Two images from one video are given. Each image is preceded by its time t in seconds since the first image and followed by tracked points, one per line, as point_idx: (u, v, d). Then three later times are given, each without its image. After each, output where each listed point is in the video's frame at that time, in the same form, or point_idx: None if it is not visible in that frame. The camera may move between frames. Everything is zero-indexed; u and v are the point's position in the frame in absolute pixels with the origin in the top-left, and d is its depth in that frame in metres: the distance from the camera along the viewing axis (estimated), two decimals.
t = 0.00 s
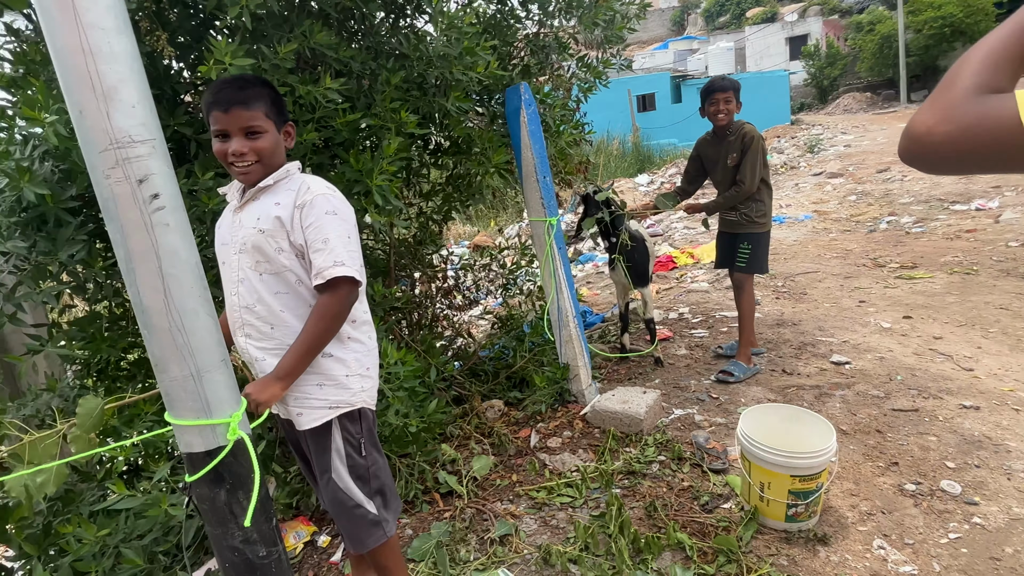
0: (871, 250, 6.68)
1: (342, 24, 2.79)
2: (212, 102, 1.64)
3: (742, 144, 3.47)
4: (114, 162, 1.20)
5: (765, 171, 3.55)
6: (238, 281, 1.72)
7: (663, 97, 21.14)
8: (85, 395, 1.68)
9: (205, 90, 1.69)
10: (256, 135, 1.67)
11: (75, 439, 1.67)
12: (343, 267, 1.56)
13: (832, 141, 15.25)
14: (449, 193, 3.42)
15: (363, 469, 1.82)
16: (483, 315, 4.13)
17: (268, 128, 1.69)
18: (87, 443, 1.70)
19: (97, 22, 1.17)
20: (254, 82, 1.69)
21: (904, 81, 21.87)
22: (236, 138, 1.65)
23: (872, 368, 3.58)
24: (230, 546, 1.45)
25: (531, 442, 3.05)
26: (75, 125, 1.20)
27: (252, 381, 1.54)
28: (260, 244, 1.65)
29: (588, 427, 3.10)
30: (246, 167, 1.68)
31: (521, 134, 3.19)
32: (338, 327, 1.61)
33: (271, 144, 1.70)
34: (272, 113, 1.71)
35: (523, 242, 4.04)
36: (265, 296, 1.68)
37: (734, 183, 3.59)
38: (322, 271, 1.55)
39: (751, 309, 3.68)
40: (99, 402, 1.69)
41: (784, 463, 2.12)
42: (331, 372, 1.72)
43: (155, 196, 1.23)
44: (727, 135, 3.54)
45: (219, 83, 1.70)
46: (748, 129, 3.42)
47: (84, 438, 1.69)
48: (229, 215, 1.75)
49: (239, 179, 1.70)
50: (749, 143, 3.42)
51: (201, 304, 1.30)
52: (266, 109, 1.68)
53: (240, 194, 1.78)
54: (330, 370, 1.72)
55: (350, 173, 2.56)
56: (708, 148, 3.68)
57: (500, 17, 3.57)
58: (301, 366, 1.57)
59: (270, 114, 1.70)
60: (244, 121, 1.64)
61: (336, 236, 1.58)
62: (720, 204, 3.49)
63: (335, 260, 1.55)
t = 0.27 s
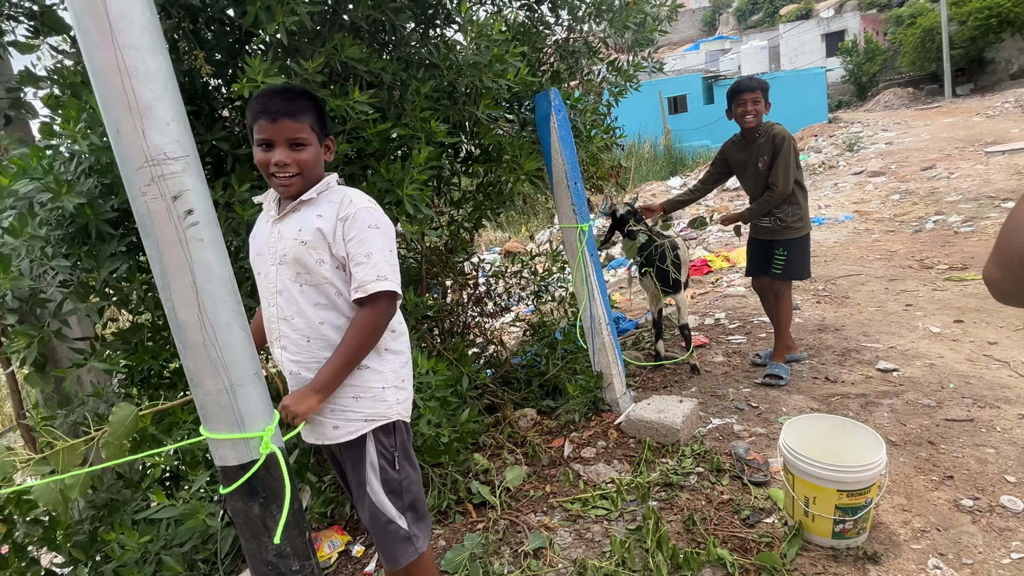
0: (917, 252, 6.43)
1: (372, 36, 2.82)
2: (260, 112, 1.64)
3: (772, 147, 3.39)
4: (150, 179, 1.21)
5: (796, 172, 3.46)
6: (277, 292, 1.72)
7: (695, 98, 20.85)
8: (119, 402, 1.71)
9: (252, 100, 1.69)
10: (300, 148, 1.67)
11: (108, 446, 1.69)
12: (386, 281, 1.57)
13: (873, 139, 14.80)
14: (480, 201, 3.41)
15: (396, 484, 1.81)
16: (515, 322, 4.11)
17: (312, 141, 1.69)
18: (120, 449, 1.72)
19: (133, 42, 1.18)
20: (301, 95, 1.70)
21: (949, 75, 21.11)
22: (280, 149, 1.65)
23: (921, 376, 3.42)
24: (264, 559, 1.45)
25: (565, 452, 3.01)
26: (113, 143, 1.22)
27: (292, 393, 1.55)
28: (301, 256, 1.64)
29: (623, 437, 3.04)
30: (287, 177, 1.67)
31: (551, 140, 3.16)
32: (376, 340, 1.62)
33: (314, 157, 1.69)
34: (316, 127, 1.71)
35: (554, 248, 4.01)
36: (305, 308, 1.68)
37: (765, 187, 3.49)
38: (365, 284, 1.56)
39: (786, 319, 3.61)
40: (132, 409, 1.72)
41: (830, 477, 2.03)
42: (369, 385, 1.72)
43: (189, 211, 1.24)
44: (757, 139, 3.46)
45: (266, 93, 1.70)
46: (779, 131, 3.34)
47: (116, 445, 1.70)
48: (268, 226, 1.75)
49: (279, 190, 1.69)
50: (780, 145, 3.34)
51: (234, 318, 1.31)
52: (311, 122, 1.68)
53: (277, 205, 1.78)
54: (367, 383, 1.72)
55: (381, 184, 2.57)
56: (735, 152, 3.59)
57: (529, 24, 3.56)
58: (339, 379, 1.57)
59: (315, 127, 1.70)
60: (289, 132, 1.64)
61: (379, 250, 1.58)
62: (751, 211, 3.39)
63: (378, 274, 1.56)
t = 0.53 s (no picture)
0: (939, 257, 6.30)
1: (382, 57, 2.89)
2: (258, 143, 1.66)
3: (772, 158, 3.37)
4: (149, 212, 1.24)
5: (799, 181, 3.43)
6: (282, 317, 1.74)
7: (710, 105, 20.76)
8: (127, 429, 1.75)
9: (251, 130, 1.72)
10: (298, 176, 1.69)
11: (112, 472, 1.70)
12: (386, 300, 1.57)
13: (893, 142, 14.58)
14: (488, 217, 3.41)
15: (402, 505, 1.82)
16: (526, 335, 4.10)
17: (310, 168, 1.71)
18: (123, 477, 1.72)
19: (132, 79, 1.21)
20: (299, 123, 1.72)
21: (970, 75, 20.77)
22: (279, 177, 1.68)
23: (942, 387, 3.34)
24: None
25: (575, 468, 2.99)
26: (114, 177, 1.25)
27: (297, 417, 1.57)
28: (304, 281, 1.66)
29: (634, 452, 3.01)
30: (288, 206, 1.69)
31: (557, 155, 3.16)
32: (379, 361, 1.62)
33: (313, 184, 1.72)
34: (314, 153, 1.73)
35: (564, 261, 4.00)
36: (309, 331, 1.70)
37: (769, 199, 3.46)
38: (367, 305, 1.57)
39: (800, 330, 3.54)
40: (140, 437, 1.76)
41: (843, 495, 1.99)
42: (373, 407, 1.72)
43: (188, 242, 1.27)
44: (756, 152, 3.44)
45: (265, 124, 1.73)
46: (777, 143, 3.33)
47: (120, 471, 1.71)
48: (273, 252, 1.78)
49: (281, 218, 1.72)
50: (780, 156, 3.32)
51: (233, 345, 1.33)
52: (309, 150, 1.70)
53: (281, 231, 1.81)
54: (373, 405, 1.72)
55: (386, 204, 2.59)
56: (735, 166, 3.57)
57: (536, 40, 3.57)
58: (342, 401, 1.58)
59: (313, 154, 1.72)
60: (287, 162, 1.67)
61: (379, 271, 1.59)
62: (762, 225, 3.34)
63: (378, 294, 1.57)
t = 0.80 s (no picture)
0: (942, 261, 6.30)
1: (383, 71, 2.90)
2: (262, 159, 1.68)
3: (756, 167, 3.41)
4: (154, 229, 1.25)
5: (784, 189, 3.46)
6: (290, 331, 1.76)
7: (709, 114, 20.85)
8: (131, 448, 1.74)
9: (255, 145, 1.74)
10: (303, 190, 1.71)
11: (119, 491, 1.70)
12: (396, 313, 1.58)
13: (892, 147, 14.61)
14: (489, 229, 3.43)
15: (411, 519, 1.82)
16: (529, 346, 4.10)
17: (315, 182, 1.73)
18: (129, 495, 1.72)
19: (137, 98, 1.23)
20: (302, 138, 1.74)
21: (968, 80, 20.85)
22: (285, 193, 1.70)
23: (946, 391, 3.34)
24: None
25: (580, 478, 2.99)
26: (119, 195, 1.26)
27: (306, 430, 1.58)
28: (314, 294, 1.67)
29: (638, 461, 3.00)
30: (293, 220, 1.71)
31: (557, 166, 3.19)
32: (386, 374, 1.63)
33: (318, 198, 1.73)
34: (318, 167, 1.75)
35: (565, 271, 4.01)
36: (318, 345, 1.71)
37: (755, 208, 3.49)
38: (376, 317, 1.57)
39: (796, 334, 3.55)
40: (144, 455, 1.75)
41: (847, 502, 1.98)
42: (382, 420, 1.73)
43: (192, 257, 1.28)
44: (739, 162, 3.48)
45: (268, 139, 1.75)
46: (759, 152, 3.38)
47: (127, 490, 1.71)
48: (280, 268, 1.79)
49: (286, 233, 1.73)
50: (763, 165, 3.36)
51: (237, 359, 1.34)
52: (313, 164, 1.72)
53: (287, 247, 1.83)
54: (383, 418, 1.72)
55: (387, 217, 2.61)
56: (718, 178, 3.62)
57: (535, 53, 3.61)
58: (351, 414, 1.59)
59: (317, 169, 1.74)
60: (293, 176, 1.68)
61: (388, 282, 1.60)
62: (753, 233, 3.36)
63: (387, 307, 1.58)
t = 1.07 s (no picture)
0: (919, 267, 6.42)
1: (367, 83, 2.91)
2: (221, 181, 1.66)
3: (725, 176, 3.49)
4: (138, 242, 1.25)
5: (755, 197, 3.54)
6: (282, 347, 1.75)
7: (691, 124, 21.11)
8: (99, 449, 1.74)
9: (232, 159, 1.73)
10: (252, 212, 1.66)
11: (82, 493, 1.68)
12: (388, 334, 1.58)
13: (870, 156, 14.89)
14: (475, 240, 3.44)
15: (403, 539, 1.80)
16: (516, 356, 4.11)
17: (263, 204, 1.65)
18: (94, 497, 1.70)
19: (121, 112, 1.23)
20: (253, 153, 1.66)
21: (941, 90, 21.35)
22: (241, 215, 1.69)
23: (927, 395, 3.39)
24: None
25: (568, 487, 2.99)
26: (102, 208, 1.26)
27: (298, 453, 1.59)
28: (306, 311, 1.67)
29: (626, 469, 3.02)
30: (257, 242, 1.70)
31: (541, 177, 3.21)
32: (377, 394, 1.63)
33: (269, 217, 1.66)
34: (267, 186, 1.64)
35: (551, 280, 4.03)
36: (310, 362, 1.70)
37: (728, 217, 3.55)
38: (367, 338, 1.58)
39: (776, 339, 3.60)
40: (109, 456, 1.74)
41: (832, 505, 2.01)
42: (375, 439, 1.72)
43: (177, 270, 1.28)
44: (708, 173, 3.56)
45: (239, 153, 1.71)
46: (726, 162, 3.46)
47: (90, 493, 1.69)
48: (273, 280, 1.78)
49: (261, 250, 1.75)
50: (732, 174, 3.44)
51: (223, 372, 1.33)
52: (256, 183, 1.62)
53: (280, 259, 1.82)
54: (376, 437, 1.72)
55: (372, 229, 2.61)
56: (689, 191, 3.69)
57: (519, 66, 3.65)
58: (343, 436, 1.60)
59: (262, 186, 1.63)
60: (239, 199, 1.64)
61: (380, 302, 1.60)
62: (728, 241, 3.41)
63: (379, 327, 1.58)
